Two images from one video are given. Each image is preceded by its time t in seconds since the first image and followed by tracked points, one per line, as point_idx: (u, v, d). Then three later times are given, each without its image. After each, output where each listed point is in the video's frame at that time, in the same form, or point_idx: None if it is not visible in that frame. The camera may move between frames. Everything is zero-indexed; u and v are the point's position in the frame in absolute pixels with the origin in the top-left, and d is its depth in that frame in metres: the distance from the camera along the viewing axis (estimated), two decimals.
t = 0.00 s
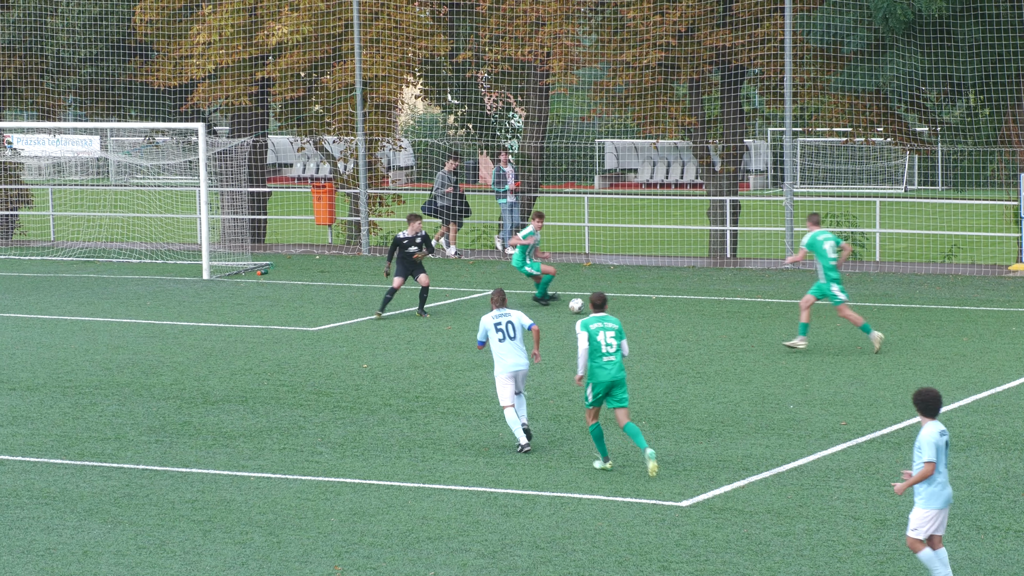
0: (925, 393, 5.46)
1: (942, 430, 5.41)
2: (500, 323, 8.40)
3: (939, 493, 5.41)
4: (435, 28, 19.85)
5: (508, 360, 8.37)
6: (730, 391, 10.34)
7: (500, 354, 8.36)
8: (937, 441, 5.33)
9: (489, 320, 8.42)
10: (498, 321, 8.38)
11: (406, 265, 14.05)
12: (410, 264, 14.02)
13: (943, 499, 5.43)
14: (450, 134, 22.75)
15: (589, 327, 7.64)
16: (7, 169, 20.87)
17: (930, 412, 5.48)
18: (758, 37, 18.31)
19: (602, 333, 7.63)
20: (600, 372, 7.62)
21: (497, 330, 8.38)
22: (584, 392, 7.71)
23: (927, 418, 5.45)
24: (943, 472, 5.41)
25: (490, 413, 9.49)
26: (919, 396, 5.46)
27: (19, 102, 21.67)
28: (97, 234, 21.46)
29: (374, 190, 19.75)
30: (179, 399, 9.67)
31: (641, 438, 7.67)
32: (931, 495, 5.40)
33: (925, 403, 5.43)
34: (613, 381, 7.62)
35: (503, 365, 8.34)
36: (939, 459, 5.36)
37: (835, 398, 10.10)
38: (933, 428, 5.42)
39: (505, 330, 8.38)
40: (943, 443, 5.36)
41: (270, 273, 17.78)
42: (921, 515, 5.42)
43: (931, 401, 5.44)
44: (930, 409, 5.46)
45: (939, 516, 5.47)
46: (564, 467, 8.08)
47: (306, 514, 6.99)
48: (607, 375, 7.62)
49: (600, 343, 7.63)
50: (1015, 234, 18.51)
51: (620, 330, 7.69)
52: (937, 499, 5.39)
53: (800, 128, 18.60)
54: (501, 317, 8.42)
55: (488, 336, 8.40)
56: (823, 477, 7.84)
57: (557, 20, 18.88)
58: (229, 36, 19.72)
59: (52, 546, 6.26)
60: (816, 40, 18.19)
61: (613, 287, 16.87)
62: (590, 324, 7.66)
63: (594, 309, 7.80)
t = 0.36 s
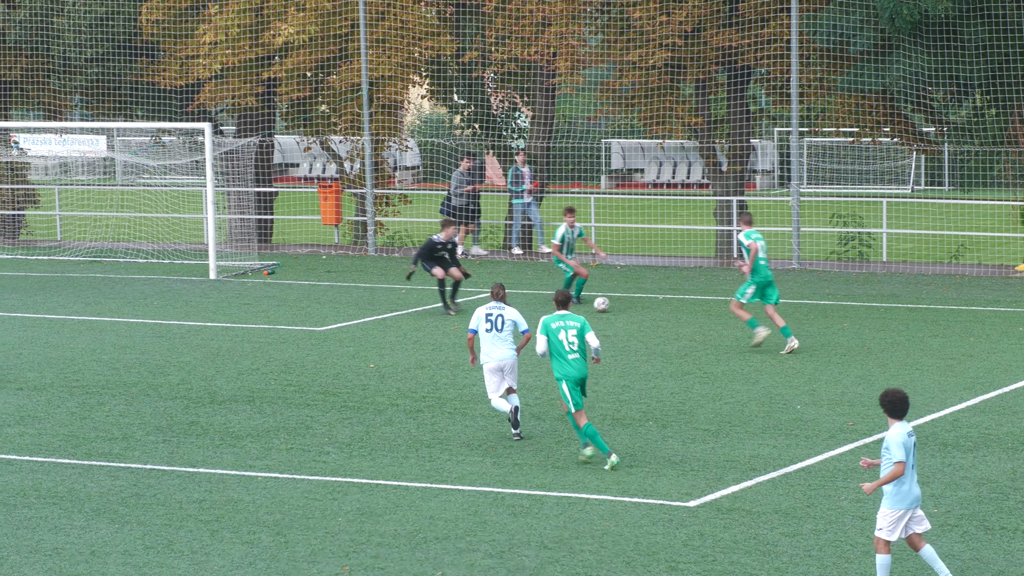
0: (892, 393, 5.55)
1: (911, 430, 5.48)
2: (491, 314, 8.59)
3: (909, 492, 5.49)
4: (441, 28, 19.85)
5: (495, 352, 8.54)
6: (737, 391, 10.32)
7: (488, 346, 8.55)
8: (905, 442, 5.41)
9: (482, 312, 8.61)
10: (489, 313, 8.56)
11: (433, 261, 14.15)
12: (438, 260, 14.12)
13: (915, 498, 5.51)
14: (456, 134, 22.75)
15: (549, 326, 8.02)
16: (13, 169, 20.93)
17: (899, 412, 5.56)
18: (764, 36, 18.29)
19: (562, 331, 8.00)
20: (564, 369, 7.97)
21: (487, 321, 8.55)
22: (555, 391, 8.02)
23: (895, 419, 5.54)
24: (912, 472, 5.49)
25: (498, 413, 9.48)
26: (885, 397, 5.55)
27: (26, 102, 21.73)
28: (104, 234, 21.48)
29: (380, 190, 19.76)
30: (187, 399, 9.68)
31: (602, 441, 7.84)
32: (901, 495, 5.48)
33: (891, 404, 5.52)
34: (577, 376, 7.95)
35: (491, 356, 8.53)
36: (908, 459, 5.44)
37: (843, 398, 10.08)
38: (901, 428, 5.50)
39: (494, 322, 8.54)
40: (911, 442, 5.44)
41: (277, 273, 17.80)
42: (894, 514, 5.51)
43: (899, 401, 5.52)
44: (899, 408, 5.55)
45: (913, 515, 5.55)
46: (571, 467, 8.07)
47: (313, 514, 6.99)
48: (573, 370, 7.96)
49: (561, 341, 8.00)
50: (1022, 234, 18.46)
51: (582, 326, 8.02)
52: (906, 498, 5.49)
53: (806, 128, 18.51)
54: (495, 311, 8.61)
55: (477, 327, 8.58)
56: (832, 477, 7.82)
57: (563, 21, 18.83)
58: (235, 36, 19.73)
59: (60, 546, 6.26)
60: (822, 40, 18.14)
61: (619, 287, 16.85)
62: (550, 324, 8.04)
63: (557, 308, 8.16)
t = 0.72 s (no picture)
0: (877, 394, 5.54)
1: (895, 432, 5.47)
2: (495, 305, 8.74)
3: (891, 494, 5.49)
4: (459, 28, 19.86)
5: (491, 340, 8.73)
6: (756, 391, 10.26)
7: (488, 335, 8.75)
8: (885, 445, 5.41)
9: (483, 299, 8.75)
10: (492, 303, 8.71)
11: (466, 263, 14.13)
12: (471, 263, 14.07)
13: (898, 501, 5.50)
14: (474, 134, 22.74)
15: (530, 322, 8.17)
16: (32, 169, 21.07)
17: (886, 413, 5.55)
18: (782, 36, 18.22)
19: (542, 328, 8.12)
20: (540, 364, 8.10)
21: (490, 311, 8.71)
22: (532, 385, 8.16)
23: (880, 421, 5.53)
24: (898, 474, 5.47)
25: (515, 414, 9.45)
26: (869, 397, 5.54)
27: (45, 102, 21.87)
28: (122, 235, 21.56)
29: (398, 190, 19.78)
30: (204, 399, 9.68)
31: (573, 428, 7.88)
32: (881, 498, 5.49)
33: (874, 405, 5.51)
34: (552, 373, 8.07)
35: (492, 345, 8.70)
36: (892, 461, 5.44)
37: (861, 398, 10.00)
38: (885, 430, 5.50)
39: (497, 312, 8.70)
40: (893, 446, 5.42)
41: (294, 273, 17.82)
42: (876, 517, 5.52)
43: (884, 403, 5.51)
44: (885, 410, 5.54)
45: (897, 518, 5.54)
46: (589, 467, 8.03)
47: (330, 514, 6.98)
48: (548, 366, 8.08)
49: (541, 338, 8.12)
50: None
51: (562, 325, 8.13)
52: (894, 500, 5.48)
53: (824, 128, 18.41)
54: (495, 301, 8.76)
55: (481, 315, 8.72)
56: (850, 477, 7.76)
57: (581, 21, 18.76)
58: (253, 37, 19.79)
59: (78, 546, 6.27)
60: (839, 41, 18.02)
61: (637, 287, 16.80)
62: (532, 320, 8.18)
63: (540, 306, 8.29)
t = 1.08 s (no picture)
0: (860, 391, 5.57)
1: (878, 429, 5.47)
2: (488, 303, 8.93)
3: (880, 491, 5.47)
4: (477, 28, 19.83)
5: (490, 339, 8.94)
6: (773, 391, 10.19)
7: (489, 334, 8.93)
8: (864, 442, 5.44)
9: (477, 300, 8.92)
10: (487, 301, 8.90)
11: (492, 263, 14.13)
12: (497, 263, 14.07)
13: (888, 497, 5.47)
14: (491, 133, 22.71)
15: (511, 312, 8.12)
16: (50, 168, 21.15)
17: (872, 410, 5.56)
18: (800, 35, 18.12)
19: (522, 318, 8.12)
20: (520, 356, 8.12)
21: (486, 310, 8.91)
22: (508, 374, 8.20)
23: (865, 417, 5.55)
24: (882, 470, 5.47)
25: (532, 413, 9.41)
26: (852, 395, 5.59)
27: (62, 101, 21.80)
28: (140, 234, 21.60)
29: (415, 189, 19.79)
30: (222, 398, 9.69)
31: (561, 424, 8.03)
32: (868, 495, 5.49)
33: (857, 402, 5.55)
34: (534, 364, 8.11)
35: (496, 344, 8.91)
36: (873, 457, 5.45)
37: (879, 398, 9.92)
38: (869, 428, 5.51)
39: (494, 309, 8.91)
40: (873, 442, 5.44)
41: (312, 272, 17.83)
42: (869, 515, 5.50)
43: (866, 399, 5.53)
44: (869, 407, 5.55)
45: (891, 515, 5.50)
46: (605, 467, 7.99)
47: (348, 513, 6.97)
48: (529, 357, 8.12)
49: (522, 328, 8.11)
50: None
51: (541, 315, 8.18)
52: (881, 497, 5.47)
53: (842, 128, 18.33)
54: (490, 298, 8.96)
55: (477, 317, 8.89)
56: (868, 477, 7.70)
57: (599, 20, 18.72)
58: (271, 36, 19.83)
59: (95, 545, 6.27)
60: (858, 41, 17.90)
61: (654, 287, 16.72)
62: (512, 310, 8.15)
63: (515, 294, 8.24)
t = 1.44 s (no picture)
0: (854, 395, 5.60)
1: (874, 432, 5.49)
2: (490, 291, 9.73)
3: (871, 495, 5.48)
4: (501, 28, 19.77)
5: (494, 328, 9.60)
6: (798, 391, 10.11)
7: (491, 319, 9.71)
8: (859, 445, 5.45)
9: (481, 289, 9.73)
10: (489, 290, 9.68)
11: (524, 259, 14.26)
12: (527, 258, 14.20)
13: (878, 502, 5.49)
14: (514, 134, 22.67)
15: (494, 312, 8.19)
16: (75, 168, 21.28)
17: (868, 414, 5.59)
18: (823, 35, 18.06)
19: (506, 319, 8.17)
20: (500, 356, 8.17)
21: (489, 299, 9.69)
22: (486, 374, 8.23)
23: (861, 421, 5.58)
24: (875, 474, 5.48)
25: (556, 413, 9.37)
26: (847, 399, 5.62)
27: (87, 101, 21.78)
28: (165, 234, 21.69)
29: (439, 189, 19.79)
30: (247, 398, 9.71)
31: (556, 414, 8.13)
32: (860, 498, 5.51)
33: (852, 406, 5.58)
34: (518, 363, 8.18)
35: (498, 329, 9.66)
36: (868, 460, 5.47)
37: (904, 398, 9.82)
38: (865, 430, 5.53)
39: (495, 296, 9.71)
40: (868, 445, 5.46)
41: (336, 272, 17.85)
42: (859, 519, 5.52)
43: (862, 403, 5.55)
44: (865, 410, 5.57)
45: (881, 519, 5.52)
46: (629, 467, 7.94)
47: (372, 513, 6.95)
48: (508, 358, 8.17)
49: (505, 329, 8.17)
50: None
51: (524, 317, 8.23)
52: (872, 501, 5.48)
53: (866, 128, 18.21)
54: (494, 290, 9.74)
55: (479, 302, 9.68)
56: (893, 478, 7.61)
57: (623, 20, 18.65)
58: (295, 36, 19.88)
59: (120, 544, 6.29)
60: (882, 41, 17.72)
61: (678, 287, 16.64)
62: (495, 310, 8.20)
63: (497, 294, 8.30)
